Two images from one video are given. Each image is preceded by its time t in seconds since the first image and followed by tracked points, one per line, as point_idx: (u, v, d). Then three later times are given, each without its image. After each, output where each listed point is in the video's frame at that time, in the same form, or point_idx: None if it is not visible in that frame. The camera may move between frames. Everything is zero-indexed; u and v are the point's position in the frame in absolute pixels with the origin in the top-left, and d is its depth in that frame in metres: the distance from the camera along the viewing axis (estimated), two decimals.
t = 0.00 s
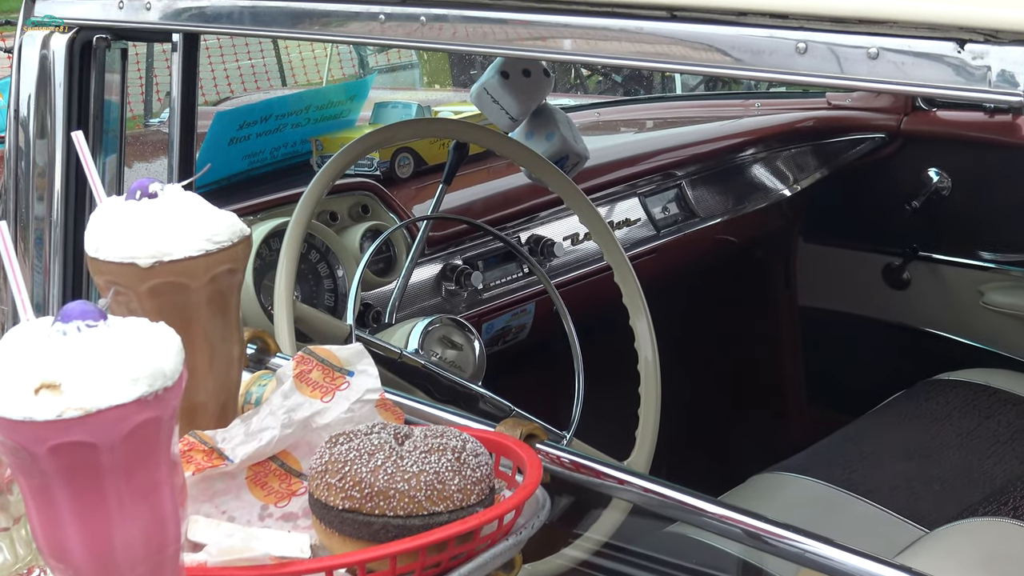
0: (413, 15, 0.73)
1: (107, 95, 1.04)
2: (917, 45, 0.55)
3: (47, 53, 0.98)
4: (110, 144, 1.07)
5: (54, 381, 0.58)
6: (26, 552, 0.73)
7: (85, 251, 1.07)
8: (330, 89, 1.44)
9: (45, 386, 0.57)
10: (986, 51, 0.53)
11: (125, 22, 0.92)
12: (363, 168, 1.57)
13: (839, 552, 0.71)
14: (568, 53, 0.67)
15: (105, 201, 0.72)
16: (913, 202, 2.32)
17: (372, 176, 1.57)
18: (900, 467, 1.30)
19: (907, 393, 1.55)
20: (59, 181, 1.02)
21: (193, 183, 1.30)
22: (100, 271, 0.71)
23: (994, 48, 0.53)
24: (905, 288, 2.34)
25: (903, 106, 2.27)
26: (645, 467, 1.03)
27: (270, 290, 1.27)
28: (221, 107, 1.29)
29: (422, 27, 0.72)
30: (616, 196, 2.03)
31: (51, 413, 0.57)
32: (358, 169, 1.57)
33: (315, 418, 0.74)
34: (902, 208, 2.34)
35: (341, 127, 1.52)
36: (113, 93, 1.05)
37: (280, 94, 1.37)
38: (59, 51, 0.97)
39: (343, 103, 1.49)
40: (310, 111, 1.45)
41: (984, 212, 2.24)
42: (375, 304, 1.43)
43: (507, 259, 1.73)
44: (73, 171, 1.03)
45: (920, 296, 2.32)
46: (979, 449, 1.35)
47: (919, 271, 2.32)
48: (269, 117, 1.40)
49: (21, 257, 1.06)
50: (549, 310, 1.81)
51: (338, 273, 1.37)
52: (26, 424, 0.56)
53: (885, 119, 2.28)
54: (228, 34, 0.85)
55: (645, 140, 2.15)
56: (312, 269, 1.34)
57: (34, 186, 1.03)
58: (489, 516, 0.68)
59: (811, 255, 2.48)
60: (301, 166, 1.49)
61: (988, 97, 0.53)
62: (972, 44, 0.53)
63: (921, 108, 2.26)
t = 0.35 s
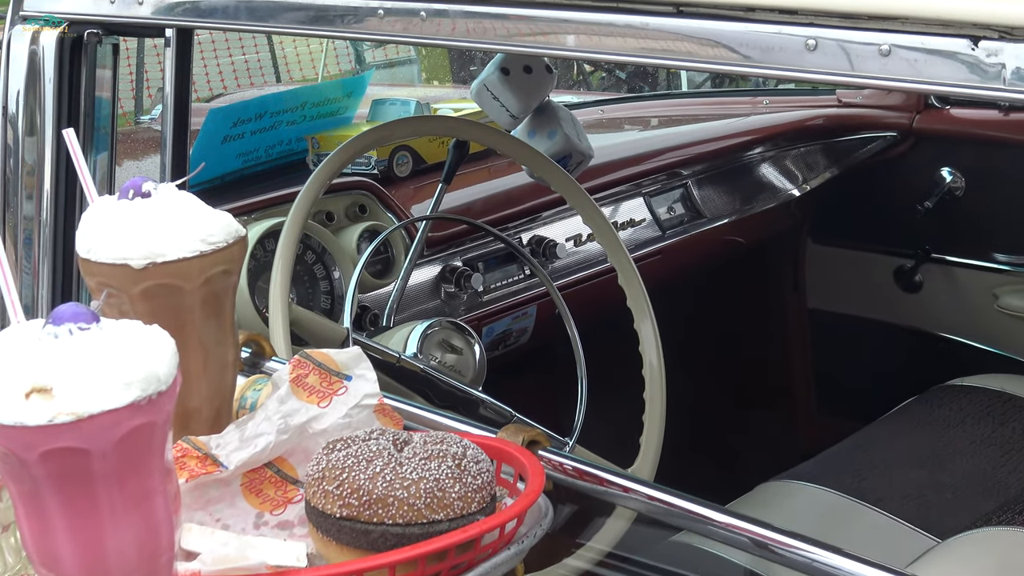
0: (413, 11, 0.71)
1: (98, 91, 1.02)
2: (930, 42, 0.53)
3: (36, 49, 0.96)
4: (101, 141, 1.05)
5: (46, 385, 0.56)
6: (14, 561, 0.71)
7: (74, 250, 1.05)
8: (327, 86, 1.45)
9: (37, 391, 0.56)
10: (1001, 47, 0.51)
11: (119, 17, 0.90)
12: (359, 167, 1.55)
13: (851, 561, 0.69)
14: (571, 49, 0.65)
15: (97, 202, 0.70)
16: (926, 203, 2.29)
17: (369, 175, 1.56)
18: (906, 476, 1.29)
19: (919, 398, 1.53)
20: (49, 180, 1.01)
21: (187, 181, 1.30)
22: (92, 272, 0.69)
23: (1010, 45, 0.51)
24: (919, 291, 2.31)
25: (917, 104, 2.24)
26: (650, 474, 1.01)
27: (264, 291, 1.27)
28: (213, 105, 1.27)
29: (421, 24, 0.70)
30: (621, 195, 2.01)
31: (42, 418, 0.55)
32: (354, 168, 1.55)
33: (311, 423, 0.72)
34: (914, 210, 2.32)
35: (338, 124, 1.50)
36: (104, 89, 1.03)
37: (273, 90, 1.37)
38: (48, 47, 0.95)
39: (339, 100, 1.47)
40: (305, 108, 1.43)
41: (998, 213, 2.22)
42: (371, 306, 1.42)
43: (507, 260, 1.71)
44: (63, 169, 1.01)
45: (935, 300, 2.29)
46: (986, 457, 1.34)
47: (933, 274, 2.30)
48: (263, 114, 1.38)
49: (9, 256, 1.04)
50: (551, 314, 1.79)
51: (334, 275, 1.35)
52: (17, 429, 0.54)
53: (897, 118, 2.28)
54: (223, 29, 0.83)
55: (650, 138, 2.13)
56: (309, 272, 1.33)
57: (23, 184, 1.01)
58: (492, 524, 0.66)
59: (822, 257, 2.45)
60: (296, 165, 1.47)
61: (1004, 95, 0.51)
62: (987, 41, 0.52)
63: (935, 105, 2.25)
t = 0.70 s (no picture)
0: (413, 8, 0.69)
1: (91, 90, 1.01)
2: (941, 41, 0.51)
3: (26, 47, 0.94)
4: (93, 141, 1.04)
5: (38, 391, 0.54)
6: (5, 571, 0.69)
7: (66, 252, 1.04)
8: (324, 84, 1.45)
9: (29, 397, 0.54)
10: (1015, 46, 0.49)
11: (114, 15, 0.89)
12: (357, 168, 1.55)
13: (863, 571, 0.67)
14: (574, 48, 0.63)
15: (90, 202, 0.69)
16: (938, 204, 2.26)
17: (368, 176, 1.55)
18: (913, 484, 1.27)
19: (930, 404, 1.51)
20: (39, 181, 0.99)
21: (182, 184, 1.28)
22: (84, 276, 0.68)
23: None
24: (930, 294, 2.28)
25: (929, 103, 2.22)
26: (655, 483, 0.99)
27: (260, 295, 1.26)
28: (208, 103, 1.26)
29: (421, 21, 0.69)
30: (625, 197, 2.00)
31: (35, 424, 0.53)
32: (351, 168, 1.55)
33: (309, 429, 0.71)
34: (925, 211, 2.29)
35: (335, 125, 1.50)
36: (97, 88, 1.02)
37: (269, 89, 1.36)
38: (40, 45, 0.94)
39: (336, 99, 1.48)
40: (302, 107, 1.43)
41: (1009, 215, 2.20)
42: (370, 310, 1.44)
43: (508, 263, 1.70)
44: (54, 169, 1.00)
45: (945, 303, 2.26)
46: (994, 465, 1.32)
47: (944, 276, 2.26)
48: (259, 114, 1.37)
49: None
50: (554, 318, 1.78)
51: (331, 278, 1.34)
52: (8, 436, 0.53)
53: (908, 117, 2.25)
54: (220, 27, 0.81)
55: (655, 138, 2.11)
56: (306, 276, 1.32)
57: (12, 186, 1.00)
58: (494, 532, 0.64)
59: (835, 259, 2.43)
60: (293, 165, 1.46)
61: (1019, 94, 0.49)
62: (1000, 40, 0.50)
63: (946, 104, 2.23)
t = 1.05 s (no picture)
0: None
1: (78, 84, 1.00)
2: (954, 33, 0.49)
3: (11, 41, 0.92)
4: (80, 137, 1.04)
5: (23, 394, 0.52)
6: None
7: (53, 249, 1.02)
8: (318, 78, 1.44)
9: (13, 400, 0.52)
10: None
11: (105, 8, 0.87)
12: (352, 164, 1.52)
13: None
14: (576, 40, 0.61)
15: (78, 199, 0.67)
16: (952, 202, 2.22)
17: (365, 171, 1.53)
18: (921, 489, 1.25)
19: (940, 409, 1.49)
20: (24, 177, 0.98)
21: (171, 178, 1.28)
22: (71, 275, 0.66)
23: None
24: (944, 295, 2.25)
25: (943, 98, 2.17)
26: (659, 488, 0.97)
27: (252, 295, 1.24)
28: (199, 97, 1.26)
29: (417, 13, 0.67)
30: (629, 194, 1.97)
31: (19, 428, 0.51)
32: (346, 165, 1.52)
33: (302, 434, 0.69)
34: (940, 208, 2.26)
35: (330, 119, 1.48)
36: (84, 82, 1.01)
37: (261, 82, 1.36)
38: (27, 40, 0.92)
39: (332, 93, 1.47)
40: (296, 102, 1.43)
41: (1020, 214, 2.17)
42: (366, 311, 1.40)
43: (509, 262, 1.68)
44: (41, 165, 0.99)
45: (959, 304, 2.23)
46: (1003, 471, 1.30)
47: (958, 275, 2.23)
48: (252, 108, 1.37)
49: None
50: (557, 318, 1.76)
51: (326, 278, 1.31)
52: None
53: (921, 112, 2.21)
54: (210, 19, 0.79)
55: (660, 134, 2.08)
56: (298, 275, 1.29)
57: None
58: (493, 540, 0.62)
59: (847, 259, 2.39)
60: (287, 161, 1.45)
61: None
62: (1014, 32, 0.48)
63: (960, 98, 2.17)
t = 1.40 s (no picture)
0: None
1: (64, 79, 1.00)
2: (967, 26, 0.47)
3: None
4: (67, 133, 1.03)
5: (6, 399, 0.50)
6: None
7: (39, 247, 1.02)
8: (312, 72, 1.43)
9: None
10: None
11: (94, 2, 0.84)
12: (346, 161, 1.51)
13: None
14: (578, 34, 0.58)
15: (64, 197, 0.65)
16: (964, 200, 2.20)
17: (354, 168, 1.51)
18: (931, 496, 1.23)
19: (951, 414, 1.47)
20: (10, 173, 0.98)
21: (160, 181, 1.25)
22: (56, 276, 0.64)
23: None
24: (958, 295, 2.22)
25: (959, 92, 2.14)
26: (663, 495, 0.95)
27: (244, 297, 1.22)
28: (188, 94, 1.23)
29: (412, 6, 0.64)
30: (633, 192, 1.94)
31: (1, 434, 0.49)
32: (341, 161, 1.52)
33: (295, 441, 0.67)
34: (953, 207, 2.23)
35: (324, 115, 1.46)
36: (70, 77, 1.01)
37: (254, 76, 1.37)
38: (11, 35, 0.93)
39: (326, 88, 1.45)
40: (289, 97, 1.41)
41: None
42: (361, 313, 1.38)
43: (508, 262, 1.66)
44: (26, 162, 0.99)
45: (971, 305, 2.20)
46: (1016, 479, 1.28)
47: (972, 276, 2.20)
48: (244, 104, 1.33)
49: None
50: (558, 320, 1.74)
51: (320, 279, 1.29)
52: None
53: (934, 107, 2.18)
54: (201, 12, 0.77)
55: (664, 130, 2.06)
56: (290, 276, 1.27)
57: None
58: (492, 550, 0.59)
59: (859, 260, 2.36)
60: (282, 159, 1.43)
61: None
62: None
63: (975, 93, 2.15)
